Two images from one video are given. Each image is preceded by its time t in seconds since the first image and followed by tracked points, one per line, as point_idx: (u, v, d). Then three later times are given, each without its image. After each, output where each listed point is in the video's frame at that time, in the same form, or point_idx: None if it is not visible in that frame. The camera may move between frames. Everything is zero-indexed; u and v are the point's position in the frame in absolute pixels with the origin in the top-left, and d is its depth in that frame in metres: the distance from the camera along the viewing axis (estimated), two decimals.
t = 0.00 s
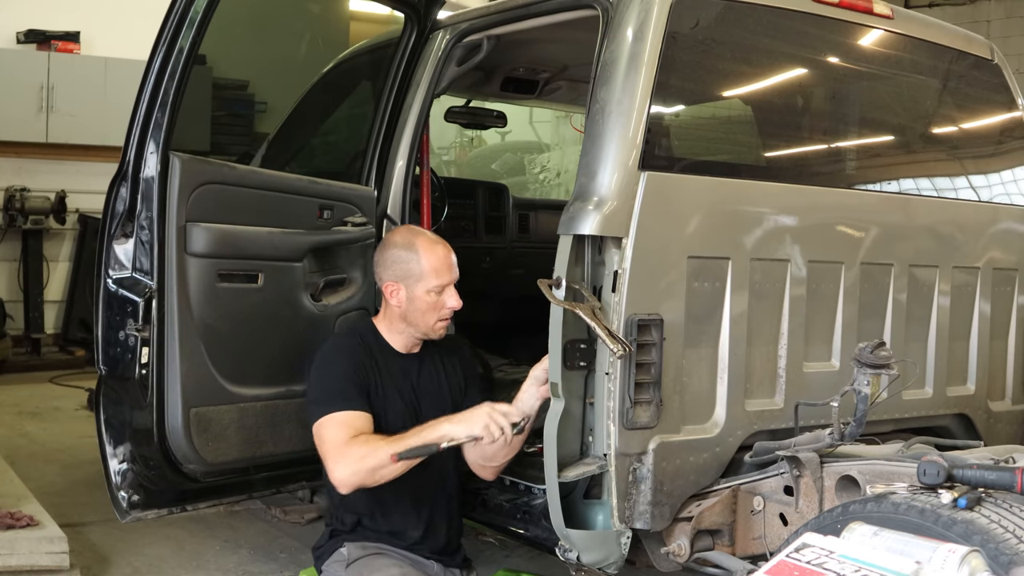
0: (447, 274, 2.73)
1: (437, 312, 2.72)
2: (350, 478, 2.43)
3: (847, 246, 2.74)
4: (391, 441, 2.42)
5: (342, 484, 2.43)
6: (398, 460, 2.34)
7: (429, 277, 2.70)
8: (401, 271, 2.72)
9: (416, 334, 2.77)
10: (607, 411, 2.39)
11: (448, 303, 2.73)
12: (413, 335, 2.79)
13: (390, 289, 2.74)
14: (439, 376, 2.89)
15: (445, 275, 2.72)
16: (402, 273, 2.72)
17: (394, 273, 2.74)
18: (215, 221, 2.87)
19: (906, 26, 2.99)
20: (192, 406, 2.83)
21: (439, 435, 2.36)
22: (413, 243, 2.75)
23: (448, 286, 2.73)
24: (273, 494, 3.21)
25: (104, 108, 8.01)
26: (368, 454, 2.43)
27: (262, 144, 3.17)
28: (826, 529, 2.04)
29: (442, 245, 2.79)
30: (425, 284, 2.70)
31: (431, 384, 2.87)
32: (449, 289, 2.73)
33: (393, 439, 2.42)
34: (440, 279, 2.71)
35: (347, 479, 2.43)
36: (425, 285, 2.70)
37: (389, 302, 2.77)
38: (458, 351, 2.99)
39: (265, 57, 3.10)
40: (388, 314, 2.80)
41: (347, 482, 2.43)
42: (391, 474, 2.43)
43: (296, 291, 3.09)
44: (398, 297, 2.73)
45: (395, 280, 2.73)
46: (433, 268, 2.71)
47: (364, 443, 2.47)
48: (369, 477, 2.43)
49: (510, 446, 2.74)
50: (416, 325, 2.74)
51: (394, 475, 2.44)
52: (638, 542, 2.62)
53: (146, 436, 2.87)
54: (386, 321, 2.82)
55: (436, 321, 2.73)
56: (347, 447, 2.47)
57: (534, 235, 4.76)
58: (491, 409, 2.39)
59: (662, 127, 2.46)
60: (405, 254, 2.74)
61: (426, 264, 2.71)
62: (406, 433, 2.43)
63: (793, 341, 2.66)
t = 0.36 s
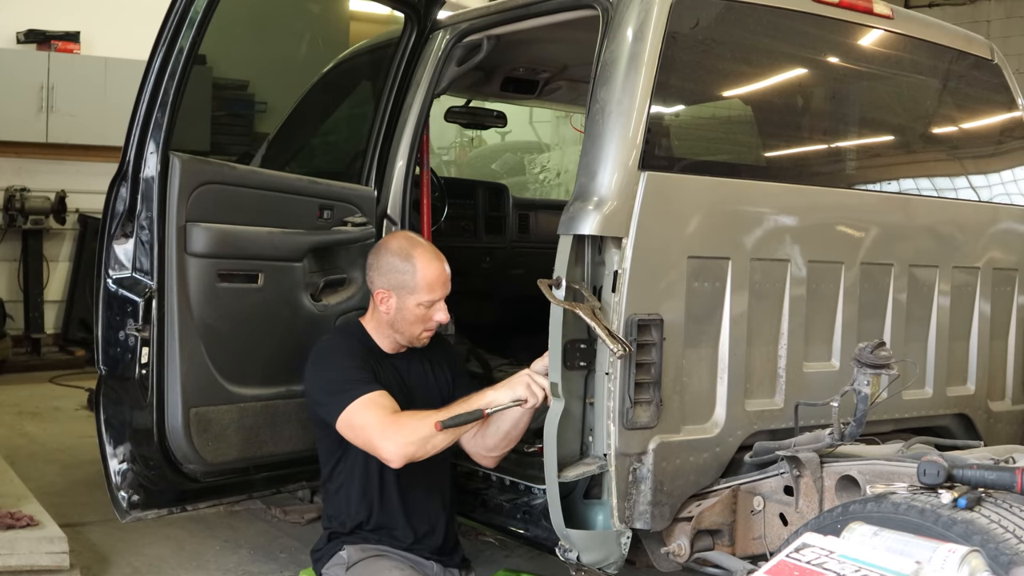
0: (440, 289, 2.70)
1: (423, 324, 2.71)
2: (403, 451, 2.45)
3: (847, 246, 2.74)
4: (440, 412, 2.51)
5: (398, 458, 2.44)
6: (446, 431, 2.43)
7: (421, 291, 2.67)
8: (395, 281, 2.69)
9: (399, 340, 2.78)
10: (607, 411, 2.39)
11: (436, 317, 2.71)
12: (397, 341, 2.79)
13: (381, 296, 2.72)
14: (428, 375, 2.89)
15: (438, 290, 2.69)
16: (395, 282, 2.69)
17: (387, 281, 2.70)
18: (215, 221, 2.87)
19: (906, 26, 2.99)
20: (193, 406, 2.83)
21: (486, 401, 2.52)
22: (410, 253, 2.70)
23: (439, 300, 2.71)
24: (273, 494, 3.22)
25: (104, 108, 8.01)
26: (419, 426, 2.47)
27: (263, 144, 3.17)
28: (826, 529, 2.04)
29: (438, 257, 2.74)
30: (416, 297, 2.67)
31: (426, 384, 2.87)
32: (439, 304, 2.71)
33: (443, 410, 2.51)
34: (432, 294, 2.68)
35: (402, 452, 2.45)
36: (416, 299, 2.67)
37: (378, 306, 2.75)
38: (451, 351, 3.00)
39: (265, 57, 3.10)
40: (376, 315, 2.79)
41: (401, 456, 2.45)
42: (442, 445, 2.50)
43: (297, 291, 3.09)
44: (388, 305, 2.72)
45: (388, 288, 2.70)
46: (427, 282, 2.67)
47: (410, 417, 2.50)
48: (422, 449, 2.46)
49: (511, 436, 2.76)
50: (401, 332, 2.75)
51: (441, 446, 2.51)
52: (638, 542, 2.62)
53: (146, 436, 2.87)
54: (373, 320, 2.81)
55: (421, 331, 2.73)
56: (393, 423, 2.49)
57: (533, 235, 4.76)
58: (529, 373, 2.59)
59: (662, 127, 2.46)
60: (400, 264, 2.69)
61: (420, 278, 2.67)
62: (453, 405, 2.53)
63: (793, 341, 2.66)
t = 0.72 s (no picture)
0: (441, 308, 2.69)
1: (419, 337, 2.73)
2: (407, 454, 2.45)
3: (847, 246, 2.74)
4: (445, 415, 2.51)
5: (401, 460, 2.44)
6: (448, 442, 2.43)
7: (421, 309, 2.66)
8: (396, 295, 2.68)
9: (395, 347, 2.80)
10: (607, 411, 2.39)
11: (433, 332, 2.72)
12: (393, 348, 2.80)
13: (382, 305, 2.72)
14: (427, 376, 2.89)
15: (438, 309, 2.68)
16: (397, 296, 2.68)
17: (390, 293, 2.69)
18: (215, 221, 2.87)
19: (906, 26, 2.99)
20: (193, 406, 2.83)
21: (490, 404, 2.53)
22: (415, 268, 2.68)
23: (438, 318, 2.70)
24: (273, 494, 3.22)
25: (104, 108, 8.01)
26: (424, 429, 2.47)
27: (263, 144, 3.17)
28: (826, 529, 2.04)
29: (443, 275, 2.71)
30: (415, 313, 2.67)
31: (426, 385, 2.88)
32: (438, 321, 2.70)
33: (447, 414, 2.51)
34: (431, 312, 2.68)
35: (406, 455, 2.45)
36: (415, 315, 2.67)
37: (378, 313, 2.75)
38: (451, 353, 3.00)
39: (265, 57, 3.10)
40: (376, 319, 2.79)
41: (405, 458, 2.45)
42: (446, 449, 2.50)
43: (297, 291, 3.09)
44: (388, 315, 2.72)
45: (389, 300, 2.70)
46: (428, 302, 2.66)
47: (415, 420, 2.50)
48: (426, 452, 2.46)
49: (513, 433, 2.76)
50: (397, 341, 2.76)
51: (443, 451, 2.51)
52: (638, 541, 2.62)
53: (146, 436, 2.86)
54: (372, 323, 2.81)
55: (416, 342, 2.75)
56: (397, 426, 2.49)
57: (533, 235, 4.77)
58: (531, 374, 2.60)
59: (662, 127, 2.46)
60: (404, 278, 2.67)
61: (422, 297, 2.65)
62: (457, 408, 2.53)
63: (793, 342, 2.66)
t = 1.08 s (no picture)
0: (442, 294, 2.70)
1: (426, 328, 2.72)
2: (407, 448, 2.46)
3: (847, 246, 2.74)
4: (446, 410, 2.50)
5: (401, 454, 2.45)
6: (447, 439, 2.42)
7: (422, 298, 2.67)
8: (395, 287, 2.69)
9: (403, 343, 2.79)
10: (607, 411, 2.39)
11: (438, 321, 2.71)
12: (400, 343, 2.79)
13: (383, 301, 2.72)
14: (431, 375, 2.90)
15: (439, 295, 2.69)
16: (396, 288, 2.69)
17: (388, 286, 2.70)
18: (215, 221, 2.87)
19: (906, 26, 2.99)
20: (193, 406, 2.83)
21: (491, 401, 2.52)
22: (410, 259, 2.70)
23: (440, 304, 2.71)
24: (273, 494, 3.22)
25: (104, 108, 8.01)
26: (424, 424, 2.47)
27: (263, 144, 3.17)
28: (826, 529, 2.04)
29: (438, 262, 2.74)
30: (417, 303, 2.67)
31: (425, 384, 2.87)
32: (441, 308, 2.71)
33: (449, 409, 2.50)
34: (433, 299, 2.68)
35: (406, 450, 2.45)
36: (418, 304, 2.67)
37: (380, 310, 2.75)
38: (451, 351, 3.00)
39: (265, 57, 3.10)
40: (378, 317, 2.79)
41: (405, 452, 2.46)
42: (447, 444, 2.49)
43: (296, 291, 3.09)
44: (390, 310, 2.72)
45: (389, 293, 2.70)
46: (428, 288, 2.67)
47: (416, 414, 2.50)
48: (426, 447, 2.46)
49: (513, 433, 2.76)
50: (405, 336, 2.75)
51: (444, 445, 2.51)
52: (638, 542, 2.61)
53: (146, 436, 2.87)
54: (374, 323, 2.82)
55: (424, 335, 2.74)
56: (398, 420, 2.49)
57: (533, 235, 4.77)
58: (533, 370, 2.59)
59: (662, 127, 2.46)
60: (401, 269, 2.69)
61: (421, 284, 2.66)
62: (458, 404, 2.53)
63: (793, 341, 2.66)
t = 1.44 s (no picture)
0: (442, 290, 2.70)
1: (428, 325, 2.71)
2: (405, 445, 2.45)
3: (847, 246, 2.74)
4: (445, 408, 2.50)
5: (399, 451, 2.44)
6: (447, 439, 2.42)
7: (422, 294, 2.67)
8: (396, 284, 2.69)
9: (405, 342, 2.78)
10: (607, 411, 2.39)
11: (439, 318, 2.71)
12: (403, 342, 2.79)
13: (384, 300, 2.72)
14: (433, 374, 2.90)
15: (440, 291, 2.69)
16: (397, 286, 2.69)
17: (389, 284, 2.70)
18: (215, 221, 2.87)
19: (906, 26, 2.99)
20: (193, 406, 2.83)
21: (491, 401, 2.52)
22: (411, 256, 2.71)
23: (441, 301, 2.71)
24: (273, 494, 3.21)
25: (104, 108, 8.00)
26: (423, 420, 2.46)
27: (263, 144, 3.17)
28: (826, 529, 2.04)
29: (438, 259, 2.74)
30: (418, 299, 2.67)
31: (427, 384, 2.87)
32: (443, 305, 2.71)
33: (448, 407, 2.50)
34: (434, 295, 2.68)
35: (403, 446, 2.45)
36: (419, 301, 2.67)
37: (381, 309, 2.75)
38: (450, 351, 3.00)
39: (265, 57, 3.10)
40: (380, 317, 2.79)
41: (402, 449, 2.45)
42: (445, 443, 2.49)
43: (296, 291, 3.09)
44: (392, 308, 2.72)
45: (390, 291, 2.70)
46: (429, 284, 2.67)
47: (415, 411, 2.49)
48: (424, 444, 2.46)
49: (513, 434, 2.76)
50: (407, 335, 2.74)
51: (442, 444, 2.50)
52: (638, 542, 2.61)
53: (146, 436, 2.87)
54: (375, 322, 2.82)
55: (426, 332, 2.73)
56: (396, 416, 2.49)
57: (533, 235, 4.77)
58: (533, 369, 2.58)
59: (662, 127, 2.46)
60: (402, 267, 2.69)
61: (421, 281, 2.66)
62: (458, 402, 2.53)
63: (793, 341, 2.66)
